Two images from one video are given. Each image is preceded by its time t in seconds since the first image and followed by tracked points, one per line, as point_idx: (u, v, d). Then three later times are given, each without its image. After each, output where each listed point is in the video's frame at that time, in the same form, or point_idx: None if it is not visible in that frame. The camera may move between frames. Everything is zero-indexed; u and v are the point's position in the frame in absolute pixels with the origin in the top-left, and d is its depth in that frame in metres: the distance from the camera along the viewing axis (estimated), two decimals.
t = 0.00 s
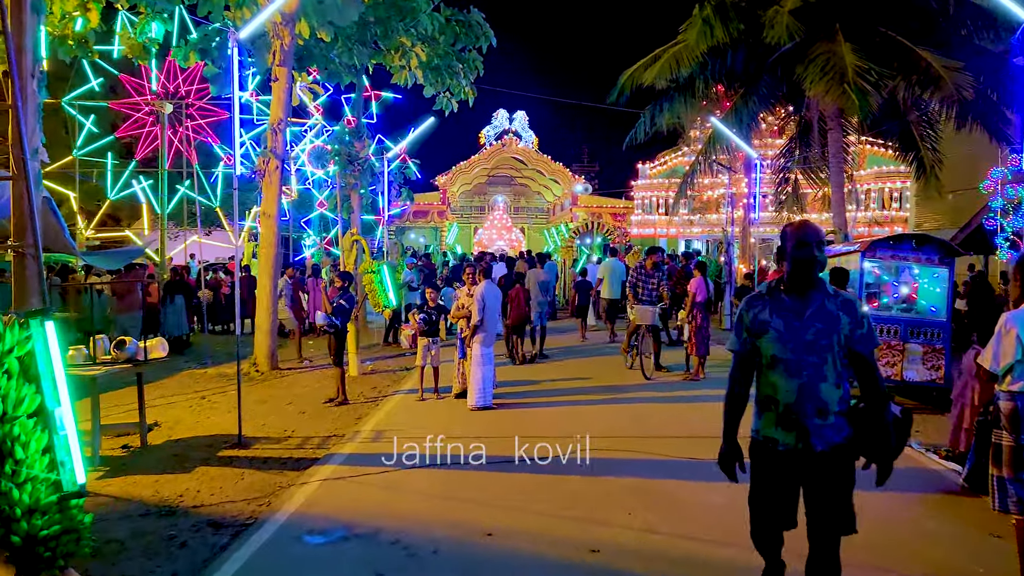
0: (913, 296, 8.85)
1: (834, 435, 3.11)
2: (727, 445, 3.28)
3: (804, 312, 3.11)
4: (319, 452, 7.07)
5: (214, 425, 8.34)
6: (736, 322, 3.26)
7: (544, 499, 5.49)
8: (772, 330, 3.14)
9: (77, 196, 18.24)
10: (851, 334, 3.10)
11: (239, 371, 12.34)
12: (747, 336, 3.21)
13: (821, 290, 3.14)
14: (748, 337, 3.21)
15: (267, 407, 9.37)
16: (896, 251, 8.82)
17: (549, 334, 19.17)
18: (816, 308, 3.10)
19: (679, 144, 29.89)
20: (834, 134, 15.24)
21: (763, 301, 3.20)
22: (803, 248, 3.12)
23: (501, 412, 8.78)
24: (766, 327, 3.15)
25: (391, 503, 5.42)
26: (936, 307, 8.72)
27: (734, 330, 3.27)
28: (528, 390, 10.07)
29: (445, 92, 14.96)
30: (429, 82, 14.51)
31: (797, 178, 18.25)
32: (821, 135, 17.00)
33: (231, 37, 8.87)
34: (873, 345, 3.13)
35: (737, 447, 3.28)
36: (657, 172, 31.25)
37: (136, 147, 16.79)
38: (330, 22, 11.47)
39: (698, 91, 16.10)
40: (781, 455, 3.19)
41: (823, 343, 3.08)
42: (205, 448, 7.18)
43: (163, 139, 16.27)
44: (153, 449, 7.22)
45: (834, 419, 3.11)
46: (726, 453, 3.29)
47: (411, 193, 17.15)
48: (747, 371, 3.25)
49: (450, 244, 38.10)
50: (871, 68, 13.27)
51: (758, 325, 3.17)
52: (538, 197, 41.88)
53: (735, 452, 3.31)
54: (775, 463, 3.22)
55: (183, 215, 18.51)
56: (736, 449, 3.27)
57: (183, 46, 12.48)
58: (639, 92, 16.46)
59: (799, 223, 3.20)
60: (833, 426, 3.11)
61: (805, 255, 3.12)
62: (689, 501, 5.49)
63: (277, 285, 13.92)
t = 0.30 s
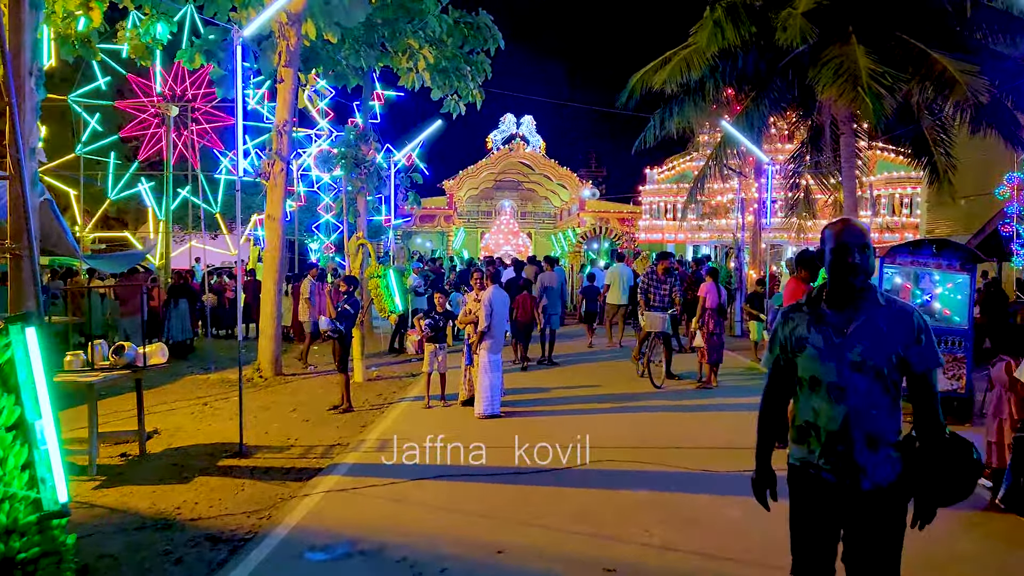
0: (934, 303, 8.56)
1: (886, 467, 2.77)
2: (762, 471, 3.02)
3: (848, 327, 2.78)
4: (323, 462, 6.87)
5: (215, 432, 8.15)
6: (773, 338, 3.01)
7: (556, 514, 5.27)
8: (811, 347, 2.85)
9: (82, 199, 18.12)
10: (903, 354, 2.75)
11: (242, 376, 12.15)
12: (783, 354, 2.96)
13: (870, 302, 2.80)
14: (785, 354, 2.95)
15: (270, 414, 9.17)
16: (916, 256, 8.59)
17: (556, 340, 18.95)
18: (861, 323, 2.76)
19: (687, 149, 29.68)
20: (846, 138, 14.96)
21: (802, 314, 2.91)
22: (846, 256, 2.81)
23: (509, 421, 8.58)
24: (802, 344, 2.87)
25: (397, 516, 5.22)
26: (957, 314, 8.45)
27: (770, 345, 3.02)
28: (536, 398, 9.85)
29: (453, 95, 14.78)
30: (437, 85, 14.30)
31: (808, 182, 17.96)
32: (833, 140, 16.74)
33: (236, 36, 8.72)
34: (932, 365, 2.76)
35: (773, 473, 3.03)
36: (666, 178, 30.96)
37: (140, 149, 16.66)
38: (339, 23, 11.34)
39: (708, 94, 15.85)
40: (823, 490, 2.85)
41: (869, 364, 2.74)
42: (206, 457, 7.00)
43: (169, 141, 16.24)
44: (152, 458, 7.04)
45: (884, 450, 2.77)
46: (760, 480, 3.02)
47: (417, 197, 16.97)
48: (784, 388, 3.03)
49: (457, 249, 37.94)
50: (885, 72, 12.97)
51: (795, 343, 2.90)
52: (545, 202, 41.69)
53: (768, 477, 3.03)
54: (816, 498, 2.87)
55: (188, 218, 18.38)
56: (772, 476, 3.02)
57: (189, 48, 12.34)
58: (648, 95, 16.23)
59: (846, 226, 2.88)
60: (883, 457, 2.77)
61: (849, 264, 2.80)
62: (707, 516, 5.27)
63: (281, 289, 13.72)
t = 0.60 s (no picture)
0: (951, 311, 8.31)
1: (936, 529, 2.28)
2: (785, 531, 2.55)
3: (885, 358, 2.30)
4: (324, 476, 6.65)
5: (213, 445, 7.94)
6: (794, 370, 2.52)
7: (567, 534, 5.05)
8: (840, 384, 2.36)
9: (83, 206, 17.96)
10: (953, 390, 2.26)
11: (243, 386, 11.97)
12: (807, 391, 2.48)
13: (910, 326, 2.32)
14: (809, 390, 2.47)
15: (270, 425, 8.95)
16: (933, 264, 8.50)
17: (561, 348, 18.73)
18: (900, 353, 2.28)
19: (691, 155, 29.54)
20: (853, 143, 14.72)
21: (828, 343, 2.43)
22: (880, 271, 2.33)
23: (515, 433, 8.37)
24: (830, 379, 2.39)
25: (400, 537, 4.99)
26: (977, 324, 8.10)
27: (792, 380, 2.53)
28: (543, 409, 9.63)
29: (456, 100, 14.55)
30: (440, 90, 14.08)
31: (814, 188, 17.79)
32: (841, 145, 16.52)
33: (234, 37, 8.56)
34: (989, 403, 2.26)
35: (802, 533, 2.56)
36: (669, 183, 30.98)
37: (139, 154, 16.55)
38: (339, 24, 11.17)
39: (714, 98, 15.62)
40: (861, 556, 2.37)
41: (912, 404, 2.26)
42: (202, 473, 6.78)
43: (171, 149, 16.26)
44: (148, 473, 6.83)
45: (935, 507, 2.28)
46: (785, 541, 2.56)
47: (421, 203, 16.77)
48: (809, 429, 2.55)
49: (459, 255, 37.80)
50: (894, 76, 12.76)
51: (821, 378, 2.42)
52: (548, 208, 41.52)
53: (795, 540, 2.55)
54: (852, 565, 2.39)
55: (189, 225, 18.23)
56: (799, 538, 2.55)
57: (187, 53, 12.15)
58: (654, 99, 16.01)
59: (876, 235, 2.40)
60: (933, 516, 2.28)
61: (883, 282, 2.32)
62: (724, 536, 5.03)
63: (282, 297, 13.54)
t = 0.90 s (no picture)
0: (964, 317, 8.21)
1: None
2: None
3: (939, 366, 1.85)
4: (320, 488, 6.45)
5: (207, 454, 7.74)
6: (816, 379, 2.01)
7: (572, 550, 4.84)
8: (882, 396, 1.88)
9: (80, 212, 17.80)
10: (1015, 406, 1.86)
11: (239, 394, 11.78)
12: (834, 406, 1.96)
13: (964, 326, 1.90)
14: (838, 403, 1.96)
15: (266, 434, 8.76)
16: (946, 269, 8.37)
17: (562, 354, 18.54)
18: (957, 359, 1.84)
19: (693, 159, 29.44)
20: (858, 147, 14.50)
21: (866, 345, 1.94)
22: (935, 260, 1.89)
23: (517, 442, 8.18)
24: (868, 391, 1.90)
25: (398, 552, 4.79)
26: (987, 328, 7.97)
27: (815, 389, 2.01)
28: (545, 417, 9.43)
29: (456, 104, 14.38)
30: (440, 94, 13.91)
31: (818, 193, 17.61)
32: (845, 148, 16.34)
33: (228, 35, 8.41)
34: None
35: None
36: (670, 188, 30.89)
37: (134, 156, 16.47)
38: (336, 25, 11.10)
39: (717, 101, 15.40)
40: None
41: (970, 421, 1.83)
42: (194, 484, 6.57)
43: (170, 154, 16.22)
44: (139, 484, 6.63)
45: (990, 550, 1.86)
46: None
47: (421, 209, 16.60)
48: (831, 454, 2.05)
49: (460, 260, 37.63)
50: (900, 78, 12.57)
51: (857, 389, 1.92)
52: (549, 214, 41.38)
53: None
54: None
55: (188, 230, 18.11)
56: None
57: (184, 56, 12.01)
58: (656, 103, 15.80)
59: (926, 217, 1.96)
60: (988, 562, 1.86)
61: (940, 274, 1.88)
62: (737, 552, 4.83)
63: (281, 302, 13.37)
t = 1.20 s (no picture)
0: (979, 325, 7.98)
1: None
2: None
3: None
4: (314, 503, 6.21)
5: (199, 466, 7.52)
6: (899, 439, 1.99)
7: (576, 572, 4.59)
8: (981, 462, 1.78)
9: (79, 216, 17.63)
10: None
11: (237, 402, 11.55)
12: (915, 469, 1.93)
13: None
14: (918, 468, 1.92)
15: (262, 445, 8.54)
16: (963, 276, 8.03)
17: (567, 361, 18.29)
18: None
19: (697, 165, 29.24)
20: (867, 152, 14.16)
21: (963, 394, 1.84)
22: None
23: (519, 454, 7.95)
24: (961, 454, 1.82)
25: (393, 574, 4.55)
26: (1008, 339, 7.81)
27: (891, 451, 2.00)
28: (549, 428, 9.20)
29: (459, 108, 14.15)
30: (443, 98, 13.70)
31: (826, 199, 17.32)
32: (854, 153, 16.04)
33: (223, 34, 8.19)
34: None
35: None
36: (675, 194, 30.65)
37: (133, 157, 16.28)
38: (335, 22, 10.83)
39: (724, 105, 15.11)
40: None
41: None
42: (183, 499, 6.34)
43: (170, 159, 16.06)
44: (127, 498, 6.40)
45: None
46: None
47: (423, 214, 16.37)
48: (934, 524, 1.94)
49: (463, 266, 37.39)
50: (912, 82, 12.24)
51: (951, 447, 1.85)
52: (553, 219, 41.15)
53: None
54: None
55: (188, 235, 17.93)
56: None
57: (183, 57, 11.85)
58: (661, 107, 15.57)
59: None
60: None
61: None
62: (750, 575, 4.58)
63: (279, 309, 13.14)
